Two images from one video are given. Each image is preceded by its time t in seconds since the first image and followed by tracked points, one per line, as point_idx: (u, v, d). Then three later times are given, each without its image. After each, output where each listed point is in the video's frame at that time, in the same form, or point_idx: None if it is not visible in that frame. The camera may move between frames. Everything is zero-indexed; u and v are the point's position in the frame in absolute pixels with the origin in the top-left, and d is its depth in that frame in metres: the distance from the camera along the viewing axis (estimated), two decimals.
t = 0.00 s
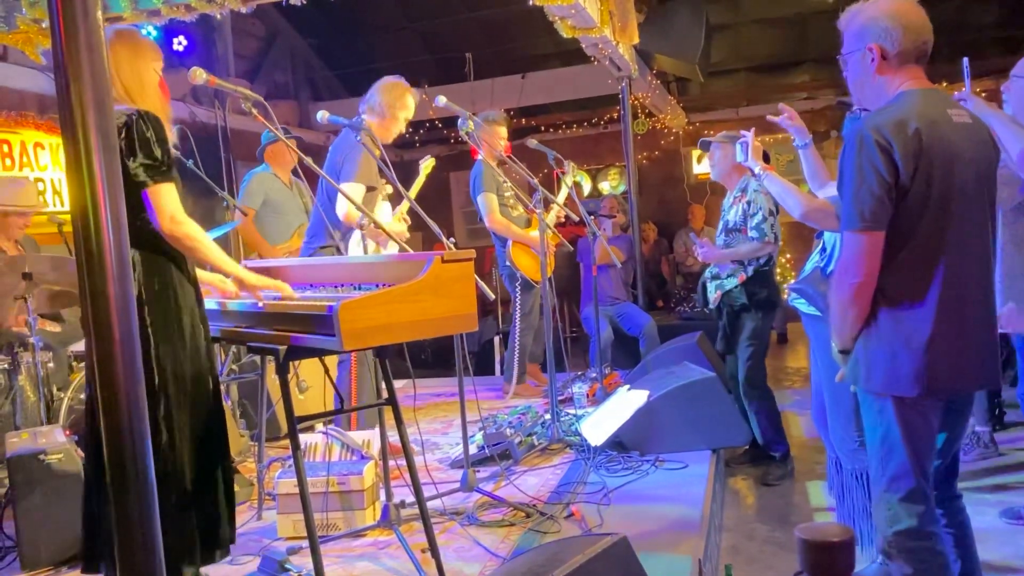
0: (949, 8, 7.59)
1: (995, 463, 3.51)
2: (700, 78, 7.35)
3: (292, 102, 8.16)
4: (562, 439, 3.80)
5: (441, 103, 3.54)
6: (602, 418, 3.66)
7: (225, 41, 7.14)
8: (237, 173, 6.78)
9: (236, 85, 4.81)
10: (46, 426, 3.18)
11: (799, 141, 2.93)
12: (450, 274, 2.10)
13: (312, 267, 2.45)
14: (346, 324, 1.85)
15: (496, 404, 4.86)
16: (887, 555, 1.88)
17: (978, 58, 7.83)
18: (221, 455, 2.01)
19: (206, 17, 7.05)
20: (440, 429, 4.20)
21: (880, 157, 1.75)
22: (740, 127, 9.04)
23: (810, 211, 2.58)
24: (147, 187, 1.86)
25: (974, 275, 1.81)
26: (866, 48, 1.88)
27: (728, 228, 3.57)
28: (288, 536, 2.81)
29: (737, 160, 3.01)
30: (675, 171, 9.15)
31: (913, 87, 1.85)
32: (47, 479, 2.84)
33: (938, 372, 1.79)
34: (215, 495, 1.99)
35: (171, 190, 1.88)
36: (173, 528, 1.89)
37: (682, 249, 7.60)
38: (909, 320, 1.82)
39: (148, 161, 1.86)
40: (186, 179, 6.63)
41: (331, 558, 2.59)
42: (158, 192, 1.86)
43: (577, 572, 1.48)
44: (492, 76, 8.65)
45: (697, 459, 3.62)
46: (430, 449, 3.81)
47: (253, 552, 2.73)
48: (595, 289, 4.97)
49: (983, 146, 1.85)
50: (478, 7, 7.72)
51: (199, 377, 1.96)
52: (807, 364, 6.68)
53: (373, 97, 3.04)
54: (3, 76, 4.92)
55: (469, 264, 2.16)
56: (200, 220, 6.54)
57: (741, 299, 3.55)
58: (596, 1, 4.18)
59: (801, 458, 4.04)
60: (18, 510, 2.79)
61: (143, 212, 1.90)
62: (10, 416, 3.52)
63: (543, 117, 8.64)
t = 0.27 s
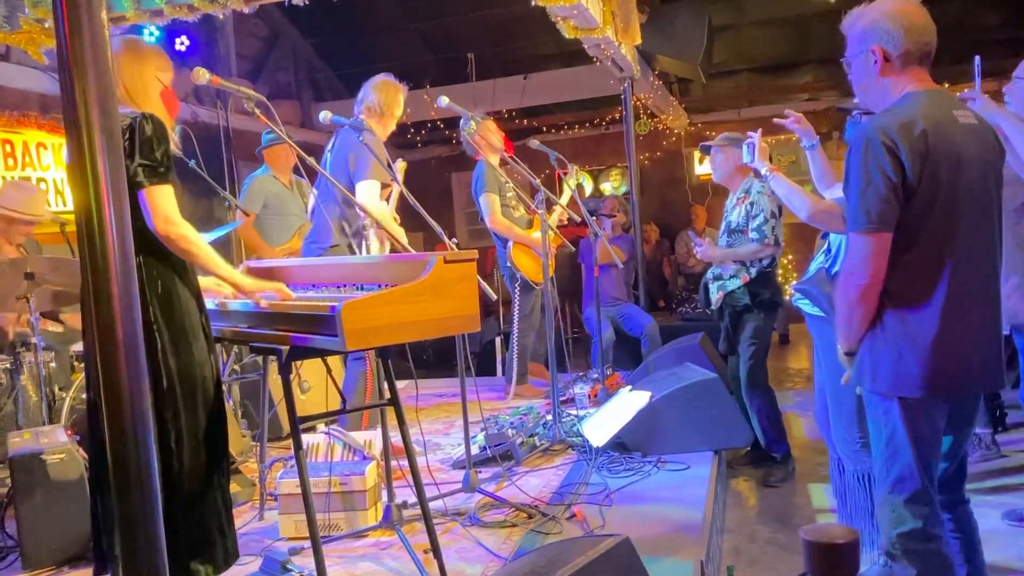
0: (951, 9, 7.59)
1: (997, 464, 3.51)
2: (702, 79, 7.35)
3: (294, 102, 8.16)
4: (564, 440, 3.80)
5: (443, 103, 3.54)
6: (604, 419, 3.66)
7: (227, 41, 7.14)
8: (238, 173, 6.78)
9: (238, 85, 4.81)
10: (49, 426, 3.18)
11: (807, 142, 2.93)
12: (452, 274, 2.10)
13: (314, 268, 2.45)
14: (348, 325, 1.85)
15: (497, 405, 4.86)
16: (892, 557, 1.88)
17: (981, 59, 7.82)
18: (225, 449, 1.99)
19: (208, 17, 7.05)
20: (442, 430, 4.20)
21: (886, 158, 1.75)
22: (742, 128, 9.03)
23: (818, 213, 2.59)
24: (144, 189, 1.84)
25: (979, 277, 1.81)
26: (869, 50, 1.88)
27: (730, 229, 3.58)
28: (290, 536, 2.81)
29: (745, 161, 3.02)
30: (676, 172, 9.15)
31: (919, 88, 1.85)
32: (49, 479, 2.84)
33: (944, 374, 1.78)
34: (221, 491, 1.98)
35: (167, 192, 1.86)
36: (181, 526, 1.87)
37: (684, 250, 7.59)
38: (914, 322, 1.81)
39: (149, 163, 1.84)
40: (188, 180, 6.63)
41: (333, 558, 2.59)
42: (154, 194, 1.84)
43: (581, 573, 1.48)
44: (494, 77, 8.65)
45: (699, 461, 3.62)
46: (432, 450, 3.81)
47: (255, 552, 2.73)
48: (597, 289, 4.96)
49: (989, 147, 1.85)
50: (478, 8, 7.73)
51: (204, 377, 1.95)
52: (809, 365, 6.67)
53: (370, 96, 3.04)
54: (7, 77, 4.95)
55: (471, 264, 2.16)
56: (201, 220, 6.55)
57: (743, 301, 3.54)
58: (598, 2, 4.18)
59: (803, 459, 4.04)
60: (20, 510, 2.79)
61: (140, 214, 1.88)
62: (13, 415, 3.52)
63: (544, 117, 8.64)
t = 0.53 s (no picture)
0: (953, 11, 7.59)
1: (999, 466, 3.50)
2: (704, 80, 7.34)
3: (297, 103, 8.16)
4: (565, 441, 3.79)
5: (446, 104, 3.54)
6: (605, 420, 3.66)
7: (230, 42, 7.15)
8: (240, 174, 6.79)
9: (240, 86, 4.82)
10: (50, 426, 3.18)
11: (816, 141, 2.92)
12: (453, 275, 2.11)
13: (315, 268, 2.45)
14: (350, 325, 1.85)
15: (499, 406, 4.86)
16: (893, 558, 1.88)
17: (983, 61, 7.82)
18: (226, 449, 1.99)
19: (211, 17, 7.05)
20: (443, 431, 4.20)
21: (890, 158, 1.75)
22: (744, 130, 9.03)
23: (825, 213, 2.59)
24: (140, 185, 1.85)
25: (982, 279, 1.81)
26: (876, 49, 1.88)
27: (729, 228, 3.58)
28: (291, 537, 2.81)
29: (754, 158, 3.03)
30: (678, 173, 9.14)
31: (923, 89, 1.84)
32: (51, 479, 2.84)
33: (945, 376, 1.78)
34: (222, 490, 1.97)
35: (166, 186, 1.89)
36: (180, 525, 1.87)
37: (685, 252, 7.59)
38: (916, 323, 1.81)
39: (146, 159, 1.86)
40: (190, 180, 6.63)
41: (334, 559, 2.59)
42: (153, 189, 1.86)
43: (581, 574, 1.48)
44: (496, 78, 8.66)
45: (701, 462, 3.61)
46: (433, 451, 3.80)
47: (256, 552, 2.73)
48: (598, 290, 4.96)
49: (992, 148, 1.85)
50: (482, 8, 7.77)
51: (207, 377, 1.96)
52: (810, 367, 6.67)
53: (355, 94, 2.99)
54: (16, 79, 4.93)
55: (473, 265, 2.16)
56: (203, 221, 6.56)
57: (742, 302, 3.54)
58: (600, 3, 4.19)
59: (804, 461, 4.03)
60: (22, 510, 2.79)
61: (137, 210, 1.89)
62: (15, 415, 3.53)
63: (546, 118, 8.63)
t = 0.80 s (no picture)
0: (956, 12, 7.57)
1: (1001, 469, 3.50)
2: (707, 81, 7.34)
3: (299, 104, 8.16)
4: (566, 443, 3.79)
5: (448, 106, 3.54)
6: (606, 422, 3.66)
7: (232, 43, 7.15)
8: (243, 175, 6.79)
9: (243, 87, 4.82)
10: (53, 426, 3.18)
11: (821, 143, 2.92)
12: (456, 277, 2.11)
13: (318, 270, 2.45)
14: (352, 327, 1.86)
15: (500, 407, 4.86)
16: (892, 561, 1.88)
17: (985, 63, 7.81)
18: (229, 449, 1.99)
19: (214, 19, 7.05)
20: (444, 432, 4.20)
21: (890, 163, 1.75)
22: (746, 131, 9.02)
23: (832, 214, 2.61)
24: (148, 195, 1.85)
25: (983, 282, 1.81)
26: (881, 51, 1.88)
27: (729, 231, 3.59)
28: (292, 538, 2.81)
29: (760, 159, 3.03)
30: (680, 174, 9.14)
31: (924, 93, 1.85)
32: (53, 480, 2.85)
33: (945, 379, 1.78)
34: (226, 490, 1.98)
35: (172, 196, 1.88)
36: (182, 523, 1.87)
37: (687, 253, 7.59)
38: (916, 326, 1.81)
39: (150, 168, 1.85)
40: (192, 181, 6.63)
41: (335, 560, 2.59)
42: (159, 200, 1.86)
43: None
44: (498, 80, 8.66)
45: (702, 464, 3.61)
46: (435, 452, 3.80)
47: (257, 553, 2.73)
48: (600, 292, 4.96)
49: (992, 152, 1.85)
50: (485, 10, 7.75)
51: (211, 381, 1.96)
52: (812, 368, 6.67)
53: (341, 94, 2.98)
54: (20, 79, 4.93)
55: (475, 267, 2.17)
56: (205, 222, 6.56)
57: (742, 304, 3.54)
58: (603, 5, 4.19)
59: (805, 463, 4.03)
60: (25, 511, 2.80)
61: (145, 221, 1.89)
62: (17, 415, 3.53)
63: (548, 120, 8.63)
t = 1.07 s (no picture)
0: (960, 14, 7.57)
1: (1003, 472, 3.50)
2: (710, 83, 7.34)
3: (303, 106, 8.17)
4: (569, 444, 3.79)
5: (451, 108, 3.55)
6: (609, 424, 3.66)
7: (236, 44, 7.16)
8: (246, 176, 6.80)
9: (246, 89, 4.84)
10: (57, 427, 3.19)
11: (827, 144, 2.92)
12: (458, 278, 2.12)
13: (321, 271, 2.46)
14: (354, 329, 1.87)
15: (502, 408, 4.86)
16: (894, 564, 1.88)
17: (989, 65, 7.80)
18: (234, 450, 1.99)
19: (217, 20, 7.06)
20: (446, 433, 4.21)
21: (890, 165, 1.75)
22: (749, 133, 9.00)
23: (835, 218, 2.63)
24: (157, 196, 1.85)
25: (984, 286, 1.81)
26: (887, 52, 1.88)
27: (732, 232, 3.58)
28: (294, 539, 2.81)
29: (765, 162, 3.03)
30: (683, 176, 9.14)
31: (925, 96, 1.85)
32: (56, 480, 2.85)
33: (946, 382, 1.78)
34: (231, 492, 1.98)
35: (180, 197, 1.88)
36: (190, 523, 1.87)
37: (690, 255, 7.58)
38: (916, 329, 1.81)
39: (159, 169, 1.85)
40: (196, 182, 6.64)
41: (337, 561, 2.60)
42: (168, 202, 1.86)
43: None
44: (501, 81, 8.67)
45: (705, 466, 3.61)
46: (437, 454, 3.80)
47: (259, 554, 2.73)
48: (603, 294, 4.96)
49: (993, 155, 1.85)
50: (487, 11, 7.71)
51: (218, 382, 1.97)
52: (814, 370, 6.66)
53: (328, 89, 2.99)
54: (25, 80, 4.94)
55: (477, 268, 2.17)
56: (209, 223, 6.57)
57: (742, 305, 3.54)
58: (605, 7, 4.20)
59: (808, 465, 4.03)
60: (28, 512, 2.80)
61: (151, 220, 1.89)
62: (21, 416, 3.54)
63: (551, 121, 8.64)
